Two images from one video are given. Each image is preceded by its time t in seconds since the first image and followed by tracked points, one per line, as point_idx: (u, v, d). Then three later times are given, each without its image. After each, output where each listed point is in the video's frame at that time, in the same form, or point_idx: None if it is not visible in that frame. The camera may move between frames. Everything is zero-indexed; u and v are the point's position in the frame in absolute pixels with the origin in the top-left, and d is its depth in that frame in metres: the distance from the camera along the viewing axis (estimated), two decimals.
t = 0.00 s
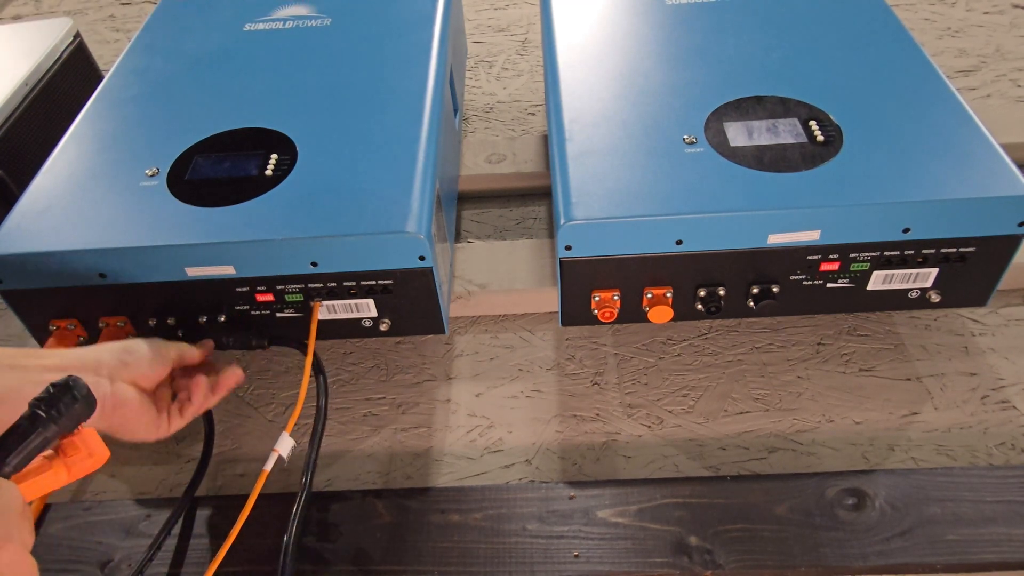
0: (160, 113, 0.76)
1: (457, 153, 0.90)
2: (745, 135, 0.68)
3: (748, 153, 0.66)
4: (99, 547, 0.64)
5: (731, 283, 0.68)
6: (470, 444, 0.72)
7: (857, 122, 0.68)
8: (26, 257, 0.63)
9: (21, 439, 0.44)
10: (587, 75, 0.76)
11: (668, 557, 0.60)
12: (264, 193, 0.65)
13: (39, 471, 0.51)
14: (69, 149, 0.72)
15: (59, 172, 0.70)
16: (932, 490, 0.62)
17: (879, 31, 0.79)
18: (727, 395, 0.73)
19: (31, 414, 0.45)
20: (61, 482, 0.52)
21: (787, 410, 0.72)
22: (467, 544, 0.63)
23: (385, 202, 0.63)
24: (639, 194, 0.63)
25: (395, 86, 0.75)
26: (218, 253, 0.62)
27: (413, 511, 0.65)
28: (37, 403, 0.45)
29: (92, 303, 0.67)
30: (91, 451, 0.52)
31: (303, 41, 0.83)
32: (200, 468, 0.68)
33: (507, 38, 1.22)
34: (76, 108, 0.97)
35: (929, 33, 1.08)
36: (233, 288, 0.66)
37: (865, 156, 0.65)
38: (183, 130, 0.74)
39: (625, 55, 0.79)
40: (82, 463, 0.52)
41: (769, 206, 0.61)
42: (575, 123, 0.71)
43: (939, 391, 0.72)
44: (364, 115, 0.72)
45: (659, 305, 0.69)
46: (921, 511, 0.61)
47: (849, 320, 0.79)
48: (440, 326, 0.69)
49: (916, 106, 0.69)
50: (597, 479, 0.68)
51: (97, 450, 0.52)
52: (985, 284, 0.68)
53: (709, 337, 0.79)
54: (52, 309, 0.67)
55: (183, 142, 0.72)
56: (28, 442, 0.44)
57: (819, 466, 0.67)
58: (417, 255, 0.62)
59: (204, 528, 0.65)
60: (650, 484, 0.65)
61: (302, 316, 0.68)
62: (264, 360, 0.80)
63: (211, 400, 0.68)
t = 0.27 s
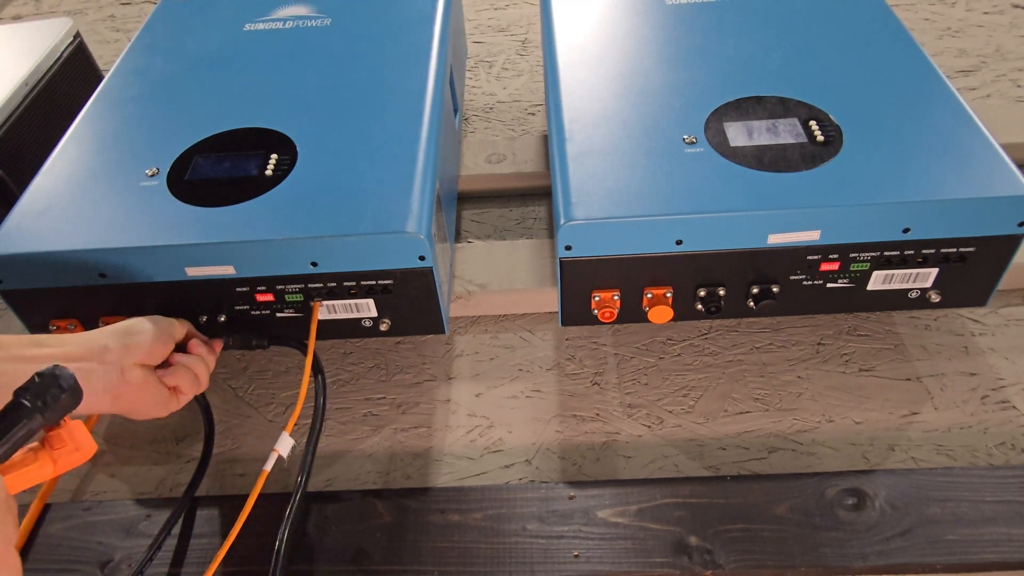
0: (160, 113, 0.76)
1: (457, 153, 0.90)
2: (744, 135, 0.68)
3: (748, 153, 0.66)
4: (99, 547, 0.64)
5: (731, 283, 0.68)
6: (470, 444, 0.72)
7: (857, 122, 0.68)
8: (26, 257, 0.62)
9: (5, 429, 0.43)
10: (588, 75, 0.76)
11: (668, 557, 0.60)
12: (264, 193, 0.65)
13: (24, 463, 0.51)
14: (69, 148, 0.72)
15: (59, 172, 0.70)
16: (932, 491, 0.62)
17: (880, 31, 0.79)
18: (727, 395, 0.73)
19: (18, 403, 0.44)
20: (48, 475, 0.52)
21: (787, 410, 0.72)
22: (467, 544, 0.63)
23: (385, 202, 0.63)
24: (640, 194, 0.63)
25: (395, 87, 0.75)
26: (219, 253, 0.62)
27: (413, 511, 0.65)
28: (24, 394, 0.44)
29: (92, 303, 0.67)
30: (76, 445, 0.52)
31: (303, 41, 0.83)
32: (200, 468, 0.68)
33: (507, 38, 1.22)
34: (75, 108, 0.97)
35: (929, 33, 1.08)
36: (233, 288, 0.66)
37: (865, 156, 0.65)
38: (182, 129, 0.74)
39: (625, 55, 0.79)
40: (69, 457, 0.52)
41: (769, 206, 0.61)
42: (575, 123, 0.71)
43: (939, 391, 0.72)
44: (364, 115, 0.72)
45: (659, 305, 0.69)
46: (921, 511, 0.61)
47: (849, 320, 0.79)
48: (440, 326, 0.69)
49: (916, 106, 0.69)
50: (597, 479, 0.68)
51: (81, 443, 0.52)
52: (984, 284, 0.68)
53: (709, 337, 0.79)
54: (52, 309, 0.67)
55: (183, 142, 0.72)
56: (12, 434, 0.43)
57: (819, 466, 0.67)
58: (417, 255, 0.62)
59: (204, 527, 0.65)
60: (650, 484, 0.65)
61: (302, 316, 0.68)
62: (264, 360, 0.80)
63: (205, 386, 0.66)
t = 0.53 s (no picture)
0: (160, 113, 0.76)
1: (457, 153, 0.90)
2: (744, 135, 0.68)
3: (748, 153, 0.66)
4: (99, 547, 0.64)
5: (731, 283, 0.68)
6: (470, 444, 0.72)
7: (857, 122, 0.68)
8: (26, 256, 0.62)
9: (65, 416, 0.49)
10: (587, 75, 0.76)
11: (668, 557, 0.60)
12: (264, 193, 0.65)
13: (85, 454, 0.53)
14: (69, 149, 0.72)
15: (59, 172, 0.70)
16: (932, 491, 0.62)
17: (880, 31, 0.79)
18: (727, 395, 0.73)
19: (75, 391, 0.50)
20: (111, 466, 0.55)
21: (787, 410, 0.72)
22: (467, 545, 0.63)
23: (385, 202, 0.63)
24: (640, 194, 0.63)
25: (395, 87, 0.75)
26: (219, 253, 0.62)
27: (413, 511, 0.65)
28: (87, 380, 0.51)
29: (92, 303, 0.67)
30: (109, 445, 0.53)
31: (303, 41, 0.83)
32: (200, 468, 0.68)
33: (507, 38, 1.22)
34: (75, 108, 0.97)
35: (929, 33, 1.08)
36: (233, 288, 0.66)
37: (865, 156, 0.65)
38: (183, 130, 0.74)
39: (625, 55, 0.79)
40: (131, 447, 0.55)
41: (769, 206, 0.61)
42: (575, 123, 0.71)
43: (939, 391, 0.72)
44: (364, 115, 0.72)
45: (659, 305, 0.69)
46: (921, 511, 0.61)
47: (849, 320, 0.79)
48: (440, 326, 0.69)
49: (917, 106, 0.69)
50: (597, 479, 0.68)
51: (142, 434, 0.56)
52: (984, 284, 0.68)
53: (709, 337, 0.79)
54: (52, 309, 0.67)
55: (183, 142, 0.72)
56: (74, 419, 0.49)
57: (819, 466, 0.67)
58: (417, 255, 0.62)
59: (204, 527, 0.65)
60: (650, 484, 0.65)
61: (302, 316, 0.68)
62: (265, 360, 0.80)
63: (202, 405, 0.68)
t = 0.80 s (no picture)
0: (160, 113, 0.76)
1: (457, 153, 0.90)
2: (744, 135, 0.68)
3: (748, 153, 0.66)
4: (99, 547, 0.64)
5: (731, 283, 0.68)
6: (470, 444, 0.72)
7: (857, 122, 0.68)
8: (26, 257, 0.63)
9: (144, 357, 0.49)
10: (587, 75, 0.76)
11: (668, 557, 0.60)
12: (264, 193, 0.65)
13: (162, 399, 0.52)
14: (69, 148, 0.72)
15: (59, 172, 0.70)
16: (932, 491, 0.62)
17: (880, 31, 0.79)
18: (727, 395, 0.73)
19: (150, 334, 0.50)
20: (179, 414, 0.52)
21: (787, 410, 0.72)
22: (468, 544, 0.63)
23: (385, 202, 0.63)
24: (640, 194, 0.63)
25: (395, 87, 0.75)
26: (219, 253, 0.62)
27: (413, 511, 0.65)
28: (155, 324, 0.51)
29: (92, 303, 0.67)
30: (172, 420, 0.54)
31: (303, 41, 0.83)
32: (200, 468, 0.68)
33: (507, 38, 1.22)
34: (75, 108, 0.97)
35: (929, 33, 1.08)
36: (233, 288, 0.66)
37: (865, 155, 0.65)
38: (183, 129, 0.74)
39: (625, 55, 0.79)
40: (205, 395, 0.53)
41: (769, 206, 0.61)
42: (575, 123, 0.71)
43: (939, 391, 0.72)
44: (364, 115, 0.72)
45: (659, 305, 0.69)
46: (921, 510, 0.61)
47: (849, 319, 0.79)
48: (440, 326, 0.69)
49: (917, 106, 0.69)
50: (597, 479, 0.68)
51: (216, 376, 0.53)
52: (984, 284, 0.68)
53: (709, 337, 0.79)
54: (52, 309, 0.67)
55: (183, 142, 0.72)
56: (148, 361, 0.49)
57: (819, 466, 0.67)
58: (417, 255, 0.62)
59: (204, 527, 0.65)
60: (650, 484, 0.65)
61: (301, 316, 0.68)
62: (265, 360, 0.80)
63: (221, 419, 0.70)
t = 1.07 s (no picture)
0: (160, 113, 0.76)
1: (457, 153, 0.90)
2: (745, 135, 0.68)
3: (749, 153, 0.66)
4: (99, 546, 0.64)
5: (731, 283, 0.68)
6: (470, 444, 0.72)
7: (857, 122, 0.68)
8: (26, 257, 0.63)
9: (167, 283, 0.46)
10: (587, 75, 0.76)
11: (668, 557, 0.60)
12: (264, 194, 0.65)
13: (182, 318, 0.47)
14: (69, 148, 0.72)
15: (59, 172, 0.70)
16: (932, 491, 0.62)
17: (879, 31, 0.79)
18: (727, 395, 0.73)
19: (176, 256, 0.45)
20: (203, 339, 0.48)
21: (787, 410, 0.72)
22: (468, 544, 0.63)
23: (385, 202, 0.63)
24: (640, 194, 0.63)
25: (395, 87, 0.75)
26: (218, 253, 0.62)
27: (413, 510, 0.65)
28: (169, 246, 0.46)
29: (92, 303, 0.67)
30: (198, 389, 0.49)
31: (303, 41, 0.83)
32: (200, 468, 0.68)
33: (507, 38, 1.22)
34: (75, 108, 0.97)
35: (929, 33, 1.08)
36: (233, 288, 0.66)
37: (865, 155, 0.65)
38: (183, 130, 0.74)
39: (626, 55, 0.79)
40: (228, 317, 0.49)
41: (769, 206, 0.61)
42: (575, 123, 0.71)
43: (939, 391, 0.72)
44: (364, 115, 0.72)
45: (659, 305, 0.69)
46: (921, 511, 0.61)
47: (849, 320, 0.79)
48: (441, 326, 0.69)
49: (917, 106, 0.69)
50: (597, 479, 0.68)
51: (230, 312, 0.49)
52: (984, 284, 0.68)
53: (709, 337, 0.79)
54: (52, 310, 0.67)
55: (183, 142, 0.72)
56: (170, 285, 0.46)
57: (819, 466, 0.67)
58: (417, 255, 0.62)
59: (205, 527, 0.65)
60: (650, 484, 0.65)
61: (301, 316, 0.68)
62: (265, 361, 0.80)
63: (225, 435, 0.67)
